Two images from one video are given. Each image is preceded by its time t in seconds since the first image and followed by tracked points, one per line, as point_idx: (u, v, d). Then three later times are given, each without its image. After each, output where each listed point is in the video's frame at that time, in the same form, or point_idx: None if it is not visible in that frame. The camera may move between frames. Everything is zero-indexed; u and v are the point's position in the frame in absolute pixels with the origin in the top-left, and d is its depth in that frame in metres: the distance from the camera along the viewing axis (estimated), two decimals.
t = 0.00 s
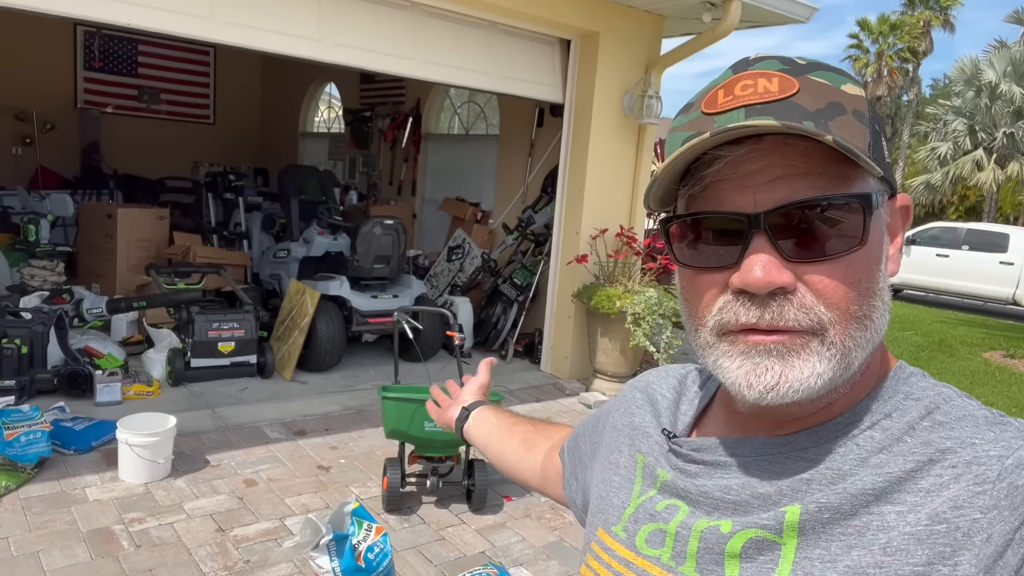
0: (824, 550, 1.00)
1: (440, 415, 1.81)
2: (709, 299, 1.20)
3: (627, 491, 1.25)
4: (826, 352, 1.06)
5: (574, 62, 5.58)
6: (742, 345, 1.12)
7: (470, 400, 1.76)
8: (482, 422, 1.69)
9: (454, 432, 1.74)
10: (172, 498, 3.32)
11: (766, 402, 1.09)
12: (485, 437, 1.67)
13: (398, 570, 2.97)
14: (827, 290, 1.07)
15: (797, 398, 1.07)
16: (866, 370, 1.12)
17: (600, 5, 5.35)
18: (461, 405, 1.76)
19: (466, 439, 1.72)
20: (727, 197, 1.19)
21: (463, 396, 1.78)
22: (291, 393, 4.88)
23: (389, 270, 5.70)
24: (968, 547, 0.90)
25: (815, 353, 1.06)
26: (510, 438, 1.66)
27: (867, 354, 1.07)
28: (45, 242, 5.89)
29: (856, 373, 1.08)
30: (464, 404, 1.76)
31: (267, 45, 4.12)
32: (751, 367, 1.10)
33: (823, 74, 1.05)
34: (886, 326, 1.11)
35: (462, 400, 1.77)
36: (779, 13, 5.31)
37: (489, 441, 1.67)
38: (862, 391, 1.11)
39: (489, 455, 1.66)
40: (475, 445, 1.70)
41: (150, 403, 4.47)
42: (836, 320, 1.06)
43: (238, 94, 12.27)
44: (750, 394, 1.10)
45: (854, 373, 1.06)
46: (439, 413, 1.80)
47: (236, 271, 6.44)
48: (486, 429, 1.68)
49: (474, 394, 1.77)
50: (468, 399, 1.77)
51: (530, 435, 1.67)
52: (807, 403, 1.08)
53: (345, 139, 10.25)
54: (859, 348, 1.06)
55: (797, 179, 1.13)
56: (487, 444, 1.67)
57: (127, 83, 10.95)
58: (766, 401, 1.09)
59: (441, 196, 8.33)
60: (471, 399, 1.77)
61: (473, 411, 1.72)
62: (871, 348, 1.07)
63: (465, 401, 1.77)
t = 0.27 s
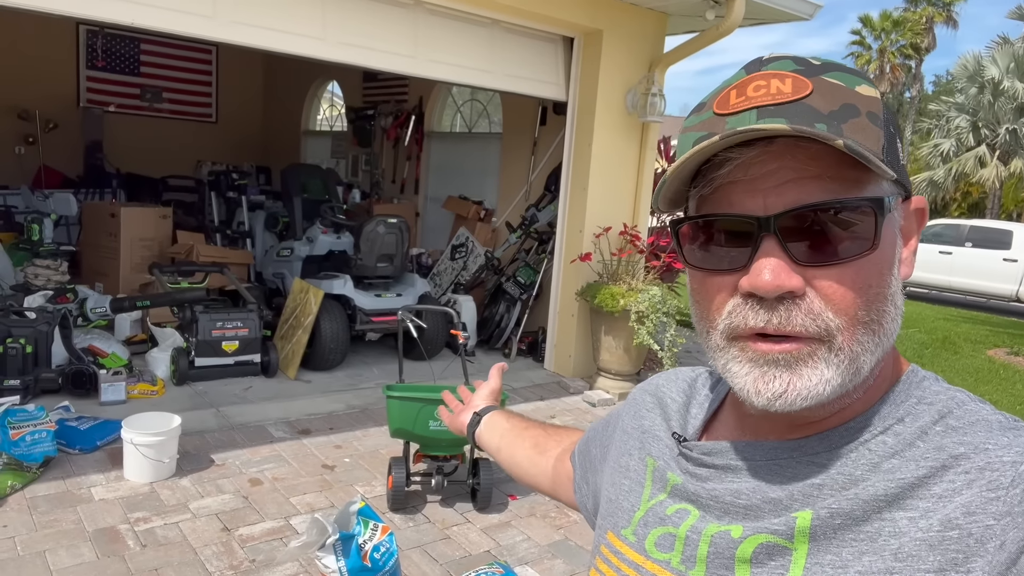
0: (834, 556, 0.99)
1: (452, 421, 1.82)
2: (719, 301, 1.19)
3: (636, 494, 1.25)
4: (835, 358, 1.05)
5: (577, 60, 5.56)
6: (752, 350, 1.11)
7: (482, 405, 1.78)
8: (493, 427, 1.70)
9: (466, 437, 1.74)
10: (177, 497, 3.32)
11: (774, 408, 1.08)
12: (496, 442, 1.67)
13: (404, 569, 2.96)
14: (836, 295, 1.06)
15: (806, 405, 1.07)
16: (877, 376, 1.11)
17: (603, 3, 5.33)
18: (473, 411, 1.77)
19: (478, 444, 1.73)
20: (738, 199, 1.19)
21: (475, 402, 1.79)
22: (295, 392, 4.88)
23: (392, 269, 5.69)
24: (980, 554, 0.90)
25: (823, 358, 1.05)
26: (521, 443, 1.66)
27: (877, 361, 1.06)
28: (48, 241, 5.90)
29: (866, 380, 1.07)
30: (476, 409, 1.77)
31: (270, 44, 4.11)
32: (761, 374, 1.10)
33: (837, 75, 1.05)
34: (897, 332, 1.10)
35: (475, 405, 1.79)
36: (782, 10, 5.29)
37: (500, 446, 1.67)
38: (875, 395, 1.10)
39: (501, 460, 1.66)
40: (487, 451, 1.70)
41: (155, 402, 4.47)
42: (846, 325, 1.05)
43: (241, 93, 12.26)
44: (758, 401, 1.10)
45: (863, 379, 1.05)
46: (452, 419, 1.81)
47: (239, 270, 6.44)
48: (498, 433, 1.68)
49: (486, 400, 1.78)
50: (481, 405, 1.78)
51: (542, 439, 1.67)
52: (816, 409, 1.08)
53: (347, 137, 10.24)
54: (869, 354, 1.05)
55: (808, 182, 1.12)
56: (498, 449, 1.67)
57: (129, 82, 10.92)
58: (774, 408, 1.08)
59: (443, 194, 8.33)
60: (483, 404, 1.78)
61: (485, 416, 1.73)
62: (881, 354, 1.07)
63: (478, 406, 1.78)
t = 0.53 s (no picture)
0: (847, 558, 0.99)
1: (459, 426, 1.82)
2: (732, 299, 1.19)
3: (644, 494, 1.24)
4: (845, 354, 1.05)
5: (578, 58, 5.55)
6: (763, 347, 1.11)
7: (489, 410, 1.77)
8: (499, 432, 1.69)
9: (473, 443, 1.74)
10: (179, 498, 3.31)
11: (783, 404, 1.08)
12: (503, 447, 1.67)
13: (407, 570, 2.96)
14: (850, 291, 1.06)
15: (815, 401, 1.07)
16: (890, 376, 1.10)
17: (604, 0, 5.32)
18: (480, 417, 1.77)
19: (484, 449, 1.72)
20: (757, 191, 1.19)
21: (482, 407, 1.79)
22: (296, 391, 4.87)
23: (393, 267, 5.69)
24: (996, 557, 0.89)
25: (833, 355, 1.05)
26: (528, 447, 1.66)
27: (889, 359, 1.06)
28: (48, 240, 5.88)
29: (878, 378, 1.07)
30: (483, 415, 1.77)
31: (271, 43, 4.10)
32: (771, 370, 1.10)
33: (862, 70, 1.05)
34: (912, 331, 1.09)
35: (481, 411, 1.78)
36: (784, 7, 5.28)
37: (506, 451, 1.67)
38: (889, 394, 1.10)
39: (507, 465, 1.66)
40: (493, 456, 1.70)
41: (156, 402, 4.47)
42: (857, 323, 1.04)
43: (240, 92, 12.24)
44: (766, 395, 1.10)
45: (874, 376, 1.05)
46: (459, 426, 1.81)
47: (240, 269, 6.44)
48: (504, 438, 1.68)
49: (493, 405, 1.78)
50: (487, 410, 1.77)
51: (549, 443, 1.66)
52: (826, 406, 1.07)
53: (347, 135, 10.23)
54: (881, 352, 1.05)
55: (829, 176, 1.12)
56: (504, 454, 1.66)
57: (128, 81, 10.91)
58: (782, 403, 1.08)
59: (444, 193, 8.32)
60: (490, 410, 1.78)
61: (491, 421, 1.73)
62: (894, 352, 1.06)
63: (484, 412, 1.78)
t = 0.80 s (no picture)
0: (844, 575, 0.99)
1: (459, 439, 1.82)
2: (733, 315, 1.19)
3: (643, 509, 1.25)
4: (848, 371, 1.05)
5: (576, 58, 5.54)
6: (764, 365, 1.12)
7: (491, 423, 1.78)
8: (501, 445, 1.69)
9: (473, 457, 1.74)
10: (178, 500, 3.31)
11: (787, 420, 1.09)
12: (504, 461, 1.67)
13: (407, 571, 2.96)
14: (851, 309, 1.06)
15: (818, 419, 1.07)
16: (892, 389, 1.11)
17: None
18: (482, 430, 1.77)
19: (485, 462, 1.72)
20: (757, 210, 1.19)
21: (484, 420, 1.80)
22: (295, 392, 4.87)
23: (391, 268, 5.68)
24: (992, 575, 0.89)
25: (836, 372, 1.06)
26: (530, 461, 1.66)
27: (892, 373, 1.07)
28: (46, 241, 5.87)
29: (881, 392, 1.07)
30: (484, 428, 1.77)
31: (269, 44, 4.09)
32: (774, 388, 1.10)
33: (860, 86, 1.05)
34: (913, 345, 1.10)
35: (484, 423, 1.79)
36: (782, 6, 5.28)
37: (508, 465, 1.66)
38: (889, 409, 1.11)
39: (509, 479, 1.66)
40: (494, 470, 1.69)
41: (155, 404, 4.46)
42: (858, 340, 1.05)
43: (237, 91, 12.22)
44: (771, 410, 1.10)
45: (876, 393, 1.06)
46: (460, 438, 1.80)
47: (238, 269, 6.43)
48: (505, 452, 1.68)
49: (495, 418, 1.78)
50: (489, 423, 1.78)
51: (551, 456, 1.67)
52: (828, 423, 1.08)
53: (345, 135, 10.22)
54: (885, 366, 1.05)
55: (828, 196, 1.12)
56: (506, 468, 1.66)
57: (124, 80, 10.91)
58: (788, 418, 1.08)
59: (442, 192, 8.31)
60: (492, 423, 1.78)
61: (493, 434, 1.72)
62: (897, 366, 1.07)
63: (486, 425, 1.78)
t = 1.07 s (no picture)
0: (850, 569, 1.00)
1: (462, 439, 1.82)
2: (739, 312, 1.19)
3: (648, 505, 1.25)
4: (856, 368, 1.06)
5: (574, 56, 5.54)
6: (771, 362, 1.12)
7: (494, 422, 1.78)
8: (504, 445, 1.69)
9: (477, 456, 1.74)
10: (177, 499, 3.31)
11: (794, 416, 1.09)
12: (508, 461, 1.67)
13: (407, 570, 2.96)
14: (857, 305, 1.07)
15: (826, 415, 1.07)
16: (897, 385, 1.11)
17: None
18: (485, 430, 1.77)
19: (488, 462, 1.72)
20: (758, 208, 1.19)
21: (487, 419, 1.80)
22: (294, 391, 4.86)
23: (390, 267, 5.68)
24: (999, 568, 0.89)
25: (845, 368, 1.06)
26: (533, 460, 1.65)
27: (899, 367, 1.07)
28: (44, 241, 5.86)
29: (888, 386, 1.08)
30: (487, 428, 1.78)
31: (267, 43, 4.09)
32: (781, 384, 1.11)
33: (857, 80, 1.05)
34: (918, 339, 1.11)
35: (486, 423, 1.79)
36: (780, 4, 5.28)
37: (512, 464, 1.67)
38: (893, 405, 1.11)
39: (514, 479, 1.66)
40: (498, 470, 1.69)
41: (153, 403, 4.46)
42: (867, 335, 1.05)
43: (234, 91, 12.20)
44: (778, 408, 1.10)
45: (883, 388, 1.06)
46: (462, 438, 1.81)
47: (236, 269, 6.42)
48: (509, 451, 1.68)
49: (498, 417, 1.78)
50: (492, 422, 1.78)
51: (554, 454, 1.67)
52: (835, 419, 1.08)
53: (343, 134, 10.20)
54: (892, 361, 1.06)
55: (830, 192, 1.12)
56: (510, 468, 1.66)
57: (121, 80, 10.88)
58: (794, 416, 1.09)
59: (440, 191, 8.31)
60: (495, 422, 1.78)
61: (496, 434, 1.72)
62: (904, 361, 1.07)
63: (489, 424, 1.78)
